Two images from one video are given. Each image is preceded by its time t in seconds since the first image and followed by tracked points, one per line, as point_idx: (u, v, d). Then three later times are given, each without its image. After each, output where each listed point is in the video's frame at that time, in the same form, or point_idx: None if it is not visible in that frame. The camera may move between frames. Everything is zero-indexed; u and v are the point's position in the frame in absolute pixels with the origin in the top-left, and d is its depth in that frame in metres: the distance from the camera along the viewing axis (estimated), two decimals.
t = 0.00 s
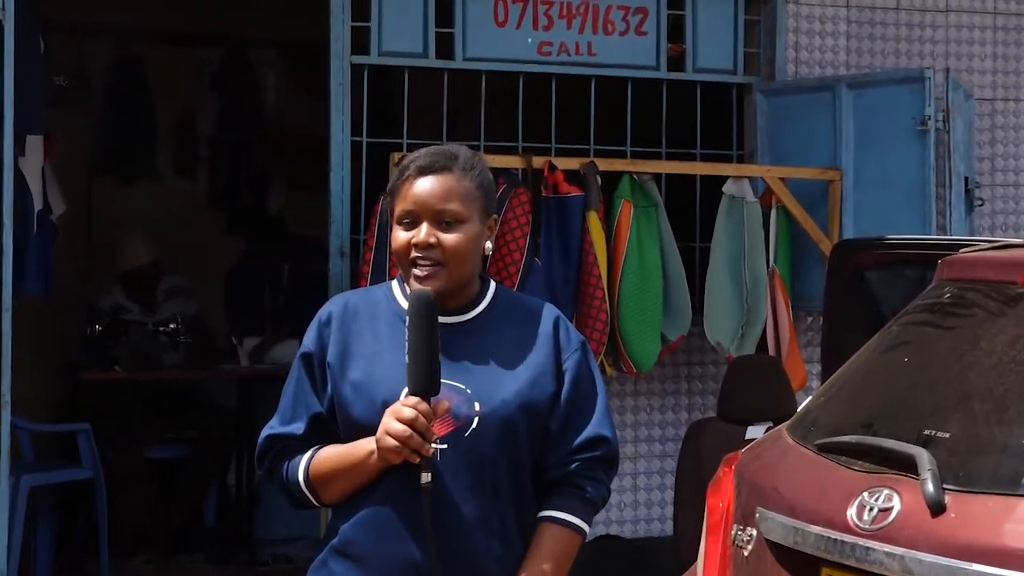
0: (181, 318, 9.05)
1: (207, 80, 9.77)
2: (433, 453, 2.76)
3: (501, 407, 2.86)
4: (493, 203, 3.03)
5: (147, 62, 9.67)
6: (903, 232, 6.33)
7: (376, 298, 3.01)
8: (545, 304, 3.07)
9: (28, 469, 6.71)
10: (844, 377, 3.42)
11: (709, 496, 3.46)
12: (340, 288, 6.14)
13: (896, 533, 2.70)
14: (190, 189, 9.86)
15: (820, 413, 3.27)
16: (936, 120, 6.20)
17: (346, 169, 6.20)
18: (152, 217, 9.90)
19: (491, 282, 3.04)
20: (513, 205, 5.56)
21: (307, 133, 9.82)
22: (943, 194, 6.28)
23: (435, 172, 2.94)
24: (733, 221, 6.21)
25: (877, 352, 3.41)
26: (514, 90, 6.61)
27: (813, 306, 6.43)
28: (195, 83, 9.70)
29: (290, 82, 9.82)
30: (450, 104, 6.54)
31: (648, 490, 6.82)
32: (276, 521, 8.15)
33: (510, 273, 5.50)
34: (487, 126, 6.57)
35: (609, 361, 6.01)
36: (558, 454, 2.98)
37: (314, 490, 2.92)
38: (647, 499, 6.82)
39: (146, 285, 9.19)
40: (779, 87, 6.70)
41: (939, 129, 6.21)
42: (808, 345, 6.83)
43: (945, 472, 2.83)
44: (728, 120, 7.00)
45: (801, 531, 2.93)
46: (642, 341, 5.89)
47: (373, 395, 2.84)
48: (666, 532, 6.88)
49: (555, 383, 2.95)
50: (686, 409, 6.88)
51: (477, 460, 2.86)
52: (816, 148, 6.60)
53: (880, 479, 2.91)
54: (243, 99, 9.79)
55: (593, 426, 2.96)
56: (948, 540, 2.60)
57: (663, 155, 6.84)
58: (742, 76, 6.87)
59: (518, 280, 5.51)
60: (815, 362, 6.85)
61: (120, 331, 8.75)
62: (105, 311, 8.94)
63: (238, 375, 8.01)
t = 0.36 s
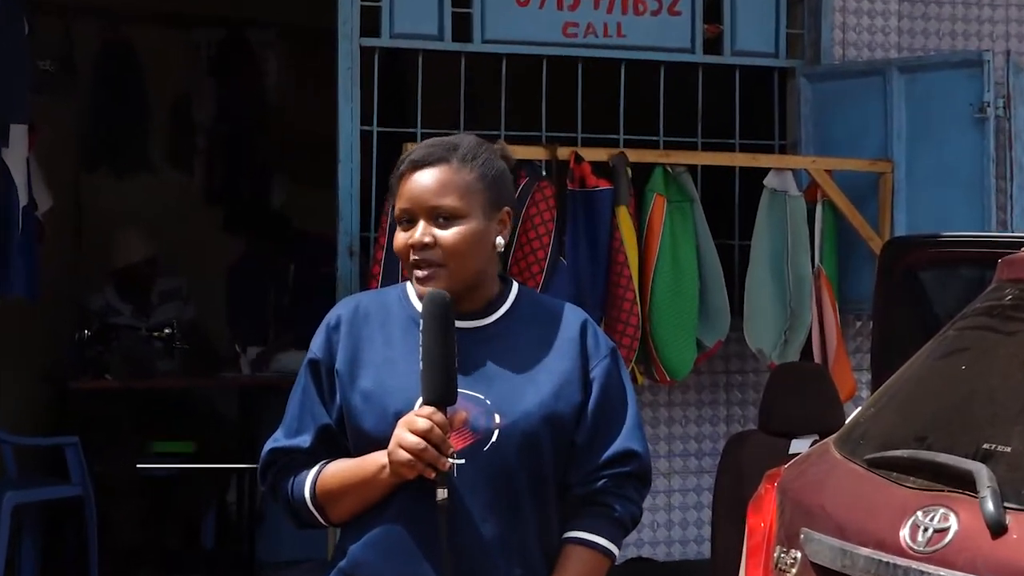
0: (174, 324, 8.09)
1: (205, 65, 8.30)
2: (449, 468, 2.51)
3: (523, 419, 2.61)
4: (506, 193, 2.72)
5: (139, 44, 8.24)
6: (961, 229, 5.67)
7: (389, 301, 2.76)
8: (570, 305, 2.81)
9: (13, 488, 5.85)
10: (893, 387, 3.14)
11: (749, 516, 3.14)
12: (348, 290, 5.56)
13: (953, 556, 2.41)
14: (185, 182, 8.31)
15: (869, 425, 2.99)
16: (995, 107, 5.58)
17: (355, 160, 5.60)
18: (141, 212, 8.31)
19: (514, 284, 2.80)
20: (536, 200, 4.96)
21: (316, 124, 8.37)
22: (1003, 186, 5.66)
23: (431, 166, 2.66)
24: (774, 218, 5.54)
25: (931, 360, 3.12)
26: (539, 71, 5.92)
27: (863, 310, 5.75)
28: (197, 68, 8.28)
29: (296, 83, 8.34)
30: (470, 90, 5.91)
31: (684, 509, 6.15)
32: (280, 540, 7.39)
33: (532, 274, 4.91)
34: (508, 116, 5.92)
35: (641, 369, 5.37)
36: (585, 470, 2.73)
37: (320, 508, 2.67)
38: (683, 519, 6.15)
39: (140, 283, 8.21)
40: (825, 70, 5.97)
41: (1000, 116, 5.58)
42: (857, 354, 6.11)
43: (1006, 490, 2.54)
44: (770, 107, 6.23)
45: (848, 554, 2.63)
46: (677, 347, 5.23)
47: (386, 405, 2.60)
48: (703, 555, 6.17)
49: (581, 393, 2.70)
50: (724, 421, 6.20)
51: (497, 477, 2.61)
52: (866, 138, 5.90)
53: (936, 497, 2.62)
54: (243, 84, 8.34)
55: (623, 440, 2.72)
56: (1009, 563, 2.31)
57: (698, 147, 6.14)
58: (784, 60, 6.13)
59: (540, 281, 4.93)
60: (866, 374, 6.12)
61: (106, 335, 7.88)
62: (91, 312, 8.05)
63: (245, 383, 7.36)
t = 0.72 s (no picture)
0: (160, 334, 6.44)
1: (191, 48, 6.55)
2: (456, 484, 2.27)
3: (536, 433, 2.35)
4: (521, 189, 2.49)
5: (125, 23, 6.54)
6: None
7: (391, 305, 2.51)
8: (587, 307, 2.51)
9: None
10: (943, 396, 2.83)
11: (788, 539, 2.87)
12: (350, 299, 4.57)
13: None
14: (176, 173, 6.66)
15: (918, 441, 2.72)
16: None
17: (358, 151, 4.56)
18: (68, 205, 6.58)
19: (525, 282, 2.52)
20: (557, 194, 4.16)
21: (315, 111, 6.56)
22: None
23: (443, 153, 2.42)
24: (814, 214, 4.60)
25: (986, 367, 2.82)
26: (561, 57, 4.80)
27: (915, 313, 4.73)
28: (180, 42, 6.55)
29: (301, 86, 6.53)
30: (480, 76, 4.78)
31: (716, 532, 4.99)
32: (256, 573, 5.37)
33: (552, 277, 4.11)
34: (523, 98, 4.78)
35: (667, 383, 4.49)
36: (610, 491, 2.43)
37: (318, 531, 2.44)
38: (715, 544, 4.99)
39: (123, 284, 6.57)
40: (868, 52, 4.89)
41: None
42: (905, 361, 5.01)
43: None
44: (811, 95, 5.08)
45: None
46: (711, 357, 4.35)
47: (387, 420, 2.36)
48: None
49: (601, 405, 2.42)
50: (761, 434, 5.02)
51: (510, 498, 2.36)
52: (914, 126, 4.85)
53: (992, 516, 2.32)
54: (236, 63, 6.60)
55: (657, 459, 2.43)
56: None
57: (734, 135, 4.99)
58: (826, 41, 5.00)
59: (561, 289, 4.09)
60: (914, 386, 5.06)
61: (92, 340, 6.42)
62: (70, 316, 6.49)
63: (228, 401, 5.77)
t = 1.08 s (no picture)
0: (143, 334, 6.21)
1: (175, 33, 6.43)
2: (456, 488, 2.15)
3: (538, 440, 2.19)
4: (522, 186, 2.34)
5: (104, 8, 6.35)
6: None
7: (385, 307, 2.36)
8: (592, 307, 2.36)
9: None
10: (969, 401, 2.64)
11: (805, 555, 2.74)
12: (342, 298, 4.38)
13: None
14: (159, 165, 6.49)
15: (942, 448, 2.56)
16: None
17: (351, 144, 4.36)
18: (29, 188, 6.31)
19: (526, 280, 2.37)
20: (560, 188, 4.01)
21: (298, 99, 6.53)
22: None
23: (444, 154, 2.23)
24: (834, 207, 4.41)
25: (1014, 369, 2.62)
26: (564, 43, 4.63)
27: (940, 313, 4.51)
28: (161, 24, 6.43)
29: (284, 85, 6.52)
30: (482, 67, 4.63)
31: (729, 544, 4.73)
32: None
33: (556, 275, 3.95)
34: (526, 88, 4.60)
35: (678, 386, 4.32)
36: (612, 501, 2.27)
37: (307, 545, 2.27)
38: (727, 556, 4.73)
39: (105, 284, 6.28)
40: (892, 35, 4.63)
41: None
42: (929, 365, 4.77)
43: None
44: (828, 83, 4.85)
45: None
46: (723, 359, 4.19)
47: (382, 424, 2.19)
48: None
49: (606, 409, 2.26)
50: (776, 442, 4.75)
51: (512, 507, 2.20)
52: (937, 117, 4.61)
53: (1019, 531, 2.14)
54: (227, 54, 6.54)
55: (660, 465, 2.27)
56: None
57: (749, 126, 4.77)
58: (846, 25, 4.74)
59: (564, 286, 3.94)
60: (939, 391, 4.80)
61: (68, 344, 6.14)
62: (47, 317, 6.19)
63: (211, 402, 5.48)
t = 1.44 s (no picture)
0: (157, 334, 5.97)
1: (183, 34, 6.35)
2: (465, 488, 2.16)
3: (543, 439, 2.18)
4: (536, 186, 2.34)
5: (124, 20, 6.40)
6: None
7: (395, 304, 2.34)
8: (603, 306, 2.35)
9: None
10: (980, 396, 2.62)
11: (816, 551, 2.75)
12: (351, 297, 4.37)
13: None
14: (168, 166, 6.58)
15: (952, 446, 2.55)
16: None
17: (360, 141, 4.35)
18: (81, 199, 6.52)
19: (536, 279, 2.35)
20: (569, 187, 4.00)
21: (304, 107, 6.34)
22: None
23: (462, 147, 2.24)
24: (844, 206, 4.39)
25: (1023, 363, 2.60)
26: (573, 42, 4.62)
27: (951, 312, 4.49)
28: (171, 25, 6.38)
29: (285, 89, 6.33)
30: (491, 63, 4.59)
31: (738, 544, 4.71)
32: None
33: (564, 275, 3.95)
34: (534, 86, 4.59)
35: (687, 386, 4.33)
36: (614, 500, 2.27)
37: (316, 542, 2.26)
38: (736, 556, 4.71)
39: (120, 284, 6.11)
40: (901, 35, 4.62)
41: None
42: (939, 363, 4.75)
43: None
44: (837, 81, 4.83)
45: None
46: (734, 357, 4.17)
47: (388, 425, 2.19)
48: None
49: (613, 407, 2.25)
50: (785, 441, 4.73)
51: (521, 505, 2.20)
52: (945, 115, 4.59)
53: None
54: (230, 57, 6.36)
55: (658, 459, 2.25)
56: None
57: (757, 125, 4.78)
58: (856, 24, 4.73)
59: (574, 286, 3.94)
60: (948, 390, 4.80)
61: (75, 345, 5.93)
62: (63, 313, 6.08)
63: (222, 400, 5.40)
